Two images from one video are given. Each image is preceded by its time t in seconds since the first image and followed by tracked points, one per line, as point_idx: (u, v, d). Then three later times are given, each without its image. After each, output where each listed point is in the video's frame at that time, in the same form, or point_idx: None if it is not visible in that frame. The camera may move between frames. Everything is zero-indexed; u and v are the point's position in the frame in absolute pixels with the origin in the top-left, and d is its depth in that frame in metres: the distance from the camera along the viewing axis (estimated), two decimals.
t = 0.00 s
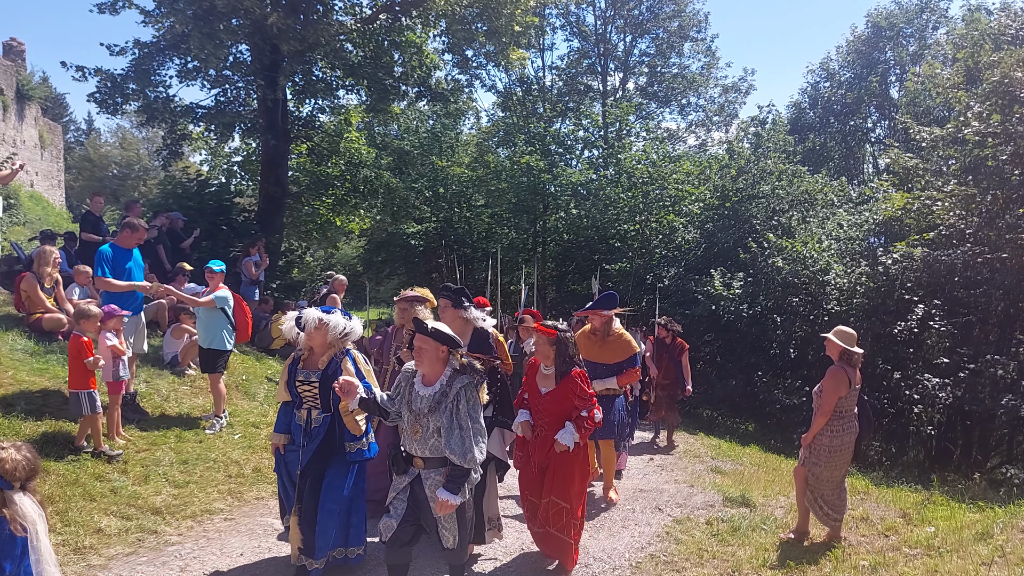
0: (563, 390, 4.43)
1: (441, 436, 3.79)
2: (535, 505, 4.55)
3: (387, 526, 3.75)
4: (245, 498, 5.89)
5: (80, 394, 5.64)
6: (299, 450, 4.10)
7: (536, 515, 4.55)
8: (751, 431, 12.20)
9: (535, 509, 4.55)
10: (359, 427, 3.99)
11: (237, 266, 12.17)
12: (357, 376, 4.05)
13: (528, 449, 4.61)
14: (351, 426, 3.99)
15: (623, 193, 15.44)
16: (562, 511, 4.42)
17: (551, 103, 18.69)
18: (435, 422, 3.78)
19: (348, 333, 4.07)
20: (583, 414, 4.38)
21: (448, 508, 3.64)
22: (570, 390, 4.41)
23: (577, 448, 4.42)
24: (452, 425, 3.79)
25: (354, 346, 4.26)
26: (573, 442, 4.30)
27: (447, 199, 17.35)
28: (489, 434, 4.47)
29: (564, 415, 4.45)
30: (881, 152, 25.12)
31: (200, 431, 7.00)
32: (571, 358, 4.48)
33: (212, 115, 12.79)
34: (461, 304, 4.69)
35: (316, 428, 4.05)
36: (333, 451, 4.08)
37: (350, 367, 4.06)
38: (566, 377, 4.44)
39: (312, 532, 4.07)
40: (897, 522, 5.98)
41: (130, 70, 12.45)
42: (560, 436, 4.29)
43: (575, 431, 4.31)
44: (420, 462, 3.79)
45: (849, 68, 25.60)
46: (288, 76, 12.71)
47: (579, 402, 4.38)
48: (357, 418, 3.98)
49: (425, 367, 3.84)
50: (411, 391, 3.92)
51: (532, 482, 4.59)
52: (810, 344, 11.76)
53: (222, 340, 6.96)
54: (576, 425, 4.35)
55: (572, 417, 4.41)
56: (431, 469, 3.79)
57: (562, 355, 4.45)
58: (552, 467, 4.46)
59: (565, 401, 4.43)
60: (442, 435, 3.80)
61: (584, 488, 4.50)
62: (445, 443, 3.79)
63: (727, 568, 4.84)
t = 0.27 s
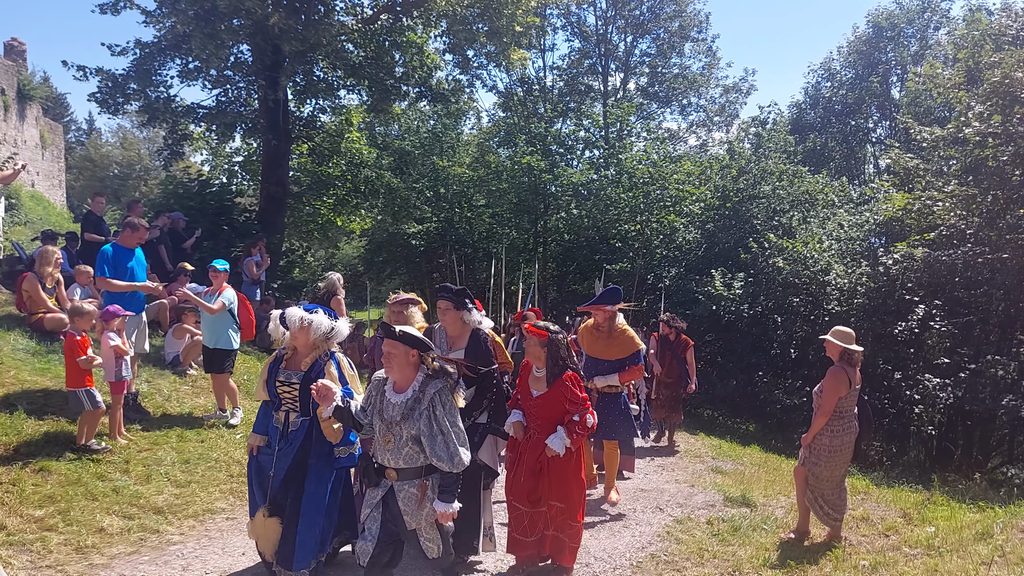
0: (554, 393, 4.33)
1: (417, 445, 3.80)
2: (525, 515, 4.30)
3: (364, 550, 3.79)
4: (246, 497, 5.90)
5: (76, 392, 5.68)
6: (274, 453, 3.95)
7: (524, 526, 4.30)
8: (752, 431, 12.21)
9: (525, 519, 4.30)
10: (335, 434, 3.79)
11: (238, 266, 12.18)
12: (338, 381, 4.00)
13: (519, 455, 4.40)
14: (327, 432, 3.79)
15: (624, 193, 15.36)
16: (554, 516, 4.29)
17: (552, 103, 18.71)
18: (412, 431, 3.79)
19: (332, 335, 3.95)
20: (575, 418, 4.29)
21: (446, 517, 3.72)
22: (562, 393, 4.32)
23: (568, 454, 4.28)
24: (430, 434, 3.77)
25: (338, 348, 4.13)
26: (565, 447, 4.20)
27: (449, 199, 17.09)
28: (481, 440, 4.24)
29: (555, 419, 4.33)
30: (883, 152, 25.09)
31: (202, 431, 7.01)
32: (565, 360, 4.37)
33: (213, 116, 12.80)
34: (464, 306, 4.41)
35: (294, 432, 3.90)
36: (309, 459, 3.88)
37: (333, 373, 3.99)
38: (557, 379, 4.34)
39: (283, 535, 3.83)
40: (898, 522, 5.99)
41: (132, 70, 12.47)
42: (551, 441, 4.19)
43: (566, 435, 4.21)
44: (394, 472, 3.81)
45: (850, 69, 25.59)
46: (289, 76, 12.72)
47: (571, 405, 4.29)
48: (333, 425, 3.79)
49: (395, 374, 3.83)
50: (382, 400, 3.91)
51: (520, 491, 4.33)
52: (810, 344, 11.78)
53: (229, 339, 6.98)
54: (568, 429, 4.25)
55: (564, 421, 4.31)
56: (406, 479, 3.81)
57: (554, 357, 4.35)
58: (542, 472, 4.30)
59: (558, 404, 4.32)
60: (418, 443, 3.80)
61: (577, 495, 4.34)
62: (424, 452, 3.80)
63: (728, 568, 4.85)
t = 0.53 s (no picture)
0: (539, 394, 4.29)
1: (391, 441, 3.45)
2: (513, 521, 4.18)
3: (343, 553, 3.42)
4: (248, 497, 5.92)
5: (74, 393, 5.68)
6: (251, 458, 3.75)
7: (511, 532, 4.17)
8: (752, 431, 12.22)
9: (514, 525, 4.17)
10: (307, 435, 3.61)
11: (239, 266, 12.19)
12: (318, 383, 3.81)
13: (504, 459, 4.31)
14: (299, 433, 3.61)
15: (624, 193, 15.33)
16: (541, 520, 4.20)
17: (552, 103, 18.72)
18: (384, 426, 3.43)
19: (314, 336, 3.78)
20: (560, 417, 4.26)
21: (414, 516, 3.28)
22: (546, 393, 4.28)
23: (556, 455, 4.24)
24: (404, 429, 3.43)
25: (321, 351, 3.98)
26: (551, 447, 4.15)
27: (449, 199, 17.06)
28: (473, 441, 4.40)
29: (540, 420, 4.28)
30: (883, 152, 25.10)
31: (203, 431, 7.02)
32: (548, 360, 4.33)
33: (214, 116, 12.82)
34: (461, 305, 4.39)
35: (273, 435, 3.76)
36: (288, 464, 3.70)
37: (313, 374, 3.80)
38: (541, 380, 4.30)
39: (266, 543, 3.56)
40: (898, 521, 6.00)
41: (133, 71, 12.49)
42: (537, 442, 4.12)
43: (552, 435, 4.17)
44: (366, 471, 3.45)
45: (852, 68, 25.59)
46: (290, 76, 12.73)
47: (556, 405, 4.27)
48: (305, 423, 3.60)
49: (371, 368, 3.49)
50: (356, 394, 3.58)
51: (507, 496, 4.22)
52: (811, 344, 11.81)
53: (237, 340, 7.00)
54: (553, 429, 4.22)
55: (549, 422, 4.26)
56: (380, 478, 3.46)
57: (537, 357, 4.28)
58: (529, 474, 4.22)
59: (542, 404, 4.28)
60: (393, 439, 3.45)
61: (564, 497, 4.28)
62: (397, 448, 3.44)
63: (729, 567, 4.86)
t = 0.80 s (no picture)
0: (530, 395, 4.16)
1: (368, 453, 3.20)
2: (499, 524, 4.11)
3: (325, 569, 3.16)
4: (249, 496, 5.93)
5: (75, 393, 5.66)
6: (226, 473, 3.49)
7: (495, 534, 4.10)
8: (754, 431, 12.21)
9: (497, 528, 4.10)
10: (279, 446, 3.33)
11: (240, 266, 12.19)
12: (290, 391, 3.52)
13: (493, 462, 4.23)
14: (270, 444, 3.32)
15: (625, 193, 15.46)
16: (527, 526, 4.06)
17: (553, 103, 18.72)
18: (360, 438, 3.17)
19: (285, 344, 3.58)
20: (552, 420, 4.12)
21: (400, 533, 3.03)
22: (538, 395, 4.15)
23: (544, 459, 4.10)
24: (381, 442, 3.17)
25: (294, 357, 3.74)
26: (542, 451, 4.01)
27: (451, 199, 17.15)
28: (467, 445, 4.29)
29: (531, 423, 4.16)
30: (885, 151, 25.08)
31: (204, 431, 7.03)
32: (540, 360, 4.21)
33: (216, 116, 12.86)
34: (442, 304, 4.27)
35: (244, 447, 3.50)
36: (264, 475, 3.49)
37: (284, 382, 3.53)
38: (532, 381, 4.17)
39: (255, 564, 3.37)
40: (900, 521, 5.99)
41: (134, 71, 12.50)
42: (528, 445, 4.00)
43: (543, 438, 4.03)
44: (344, 482, 3.22)
45: (853, 68, 25.58)
46: (291, 76, 12.74)
47: (547, 408, 4.12)
48: (277, 434, 3.32)
49: (345, 377, 3.24)
50: (331, 404, 3.33)
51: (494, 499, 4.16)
52: (812, 343, 11.82)
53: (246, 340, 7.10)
54: (545, 433, 4.07)
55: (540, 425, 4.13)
56: (358, 490, 3.21)
57: (528, 357, 4.17)
58: (516, 479, 4.11)
59: (533, 407, 4.15)
60: (370, 452, 3.19)
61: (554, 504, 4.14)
62: (374, 461, 3.19)
63: (730, 567, 4.86)
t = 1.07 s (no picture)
0: (526, 396, 3.88)
1: (337, 464, 3.04)
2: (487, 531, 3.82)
3: None
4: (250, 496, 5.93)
5: (76, 394, 5.67)
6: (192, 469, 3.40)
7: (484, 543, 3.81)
8: (755, 432, 12.20)
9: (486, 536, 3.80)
10: (253, 446, 3.22)
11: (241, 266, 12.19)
12: (257, 383, 3.48)
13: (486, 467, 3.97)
14: (243, 443, 3.21)
15: (626, 193, 15.44)
16: (516, 539, 3.70)
17: (554, 103, 18.72)
18: (330, 447, 3.02)
19: (249, 334, 3.51)
20: (547, 425, 3.78)
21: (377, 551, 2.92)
22: (535, 396, 3.85)
23: (538, 466, 3.75)
24: (352, 452, 3.00)
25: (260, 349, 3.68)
26: (533, 457, 3.67)
27: (452, 199, 17.02)
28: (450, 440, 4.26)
29: (526, 427, 3.84)
30: (886, 151, 25.06)
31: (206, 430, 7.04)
32: (539, 360, 3.93)
33: (217, 116, 12.88)
34: (416, 297, 4.12)
35: (208, 442, 3.37)
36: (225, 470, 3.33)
37: (250, 373, 3.49)
38: (529, 381, 3.90)
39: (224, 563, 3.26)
40: (901, 522, 5.99)
41: (136, 71, 12.51)
42: (518, 448, 3.68)
43: (536, 443, 3.69)
44: (312, 491, 3.07)
45: (855, 68, 25.57)
46: (293, 76, 12.74)
47: (542, 411, 3.81)
48: (250, 434, 3.22)
49: (316, 383, 3.08)
50: (302, 410, 3.18)
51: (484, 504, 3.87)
52: (813, 344, 11.83)
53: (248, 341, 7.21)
54: (538, 437, 3.72)
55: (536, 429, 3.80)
56: (326, 500, 3.07)
57: (524, 356, 3.90)
58: (507, 485, 3.79)
59: (529, 409, 3.85)
60: (339, 462, 3.04)
61: (549, 518, 3.75)
62: (344, 471, 3.03)
63: (732, 567, 4.85)
